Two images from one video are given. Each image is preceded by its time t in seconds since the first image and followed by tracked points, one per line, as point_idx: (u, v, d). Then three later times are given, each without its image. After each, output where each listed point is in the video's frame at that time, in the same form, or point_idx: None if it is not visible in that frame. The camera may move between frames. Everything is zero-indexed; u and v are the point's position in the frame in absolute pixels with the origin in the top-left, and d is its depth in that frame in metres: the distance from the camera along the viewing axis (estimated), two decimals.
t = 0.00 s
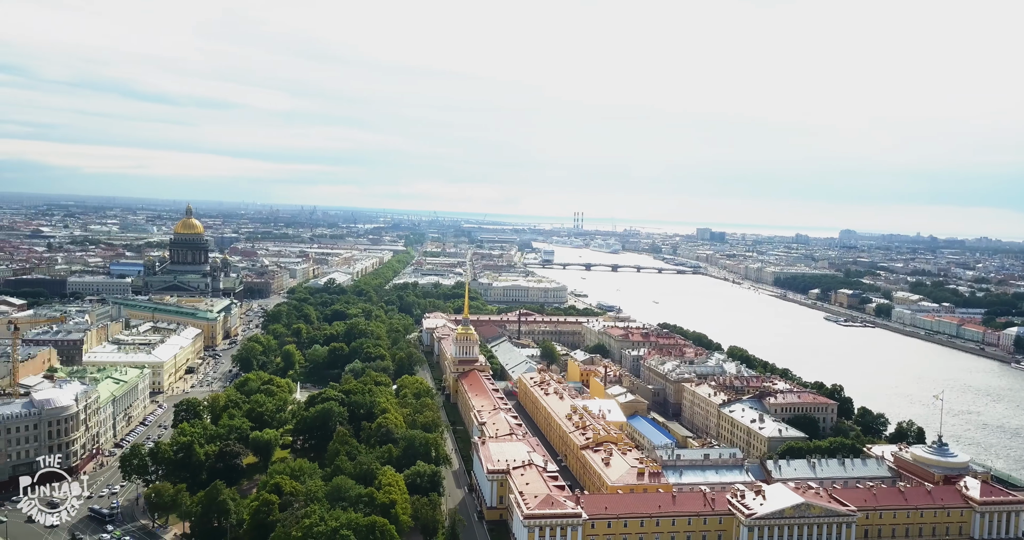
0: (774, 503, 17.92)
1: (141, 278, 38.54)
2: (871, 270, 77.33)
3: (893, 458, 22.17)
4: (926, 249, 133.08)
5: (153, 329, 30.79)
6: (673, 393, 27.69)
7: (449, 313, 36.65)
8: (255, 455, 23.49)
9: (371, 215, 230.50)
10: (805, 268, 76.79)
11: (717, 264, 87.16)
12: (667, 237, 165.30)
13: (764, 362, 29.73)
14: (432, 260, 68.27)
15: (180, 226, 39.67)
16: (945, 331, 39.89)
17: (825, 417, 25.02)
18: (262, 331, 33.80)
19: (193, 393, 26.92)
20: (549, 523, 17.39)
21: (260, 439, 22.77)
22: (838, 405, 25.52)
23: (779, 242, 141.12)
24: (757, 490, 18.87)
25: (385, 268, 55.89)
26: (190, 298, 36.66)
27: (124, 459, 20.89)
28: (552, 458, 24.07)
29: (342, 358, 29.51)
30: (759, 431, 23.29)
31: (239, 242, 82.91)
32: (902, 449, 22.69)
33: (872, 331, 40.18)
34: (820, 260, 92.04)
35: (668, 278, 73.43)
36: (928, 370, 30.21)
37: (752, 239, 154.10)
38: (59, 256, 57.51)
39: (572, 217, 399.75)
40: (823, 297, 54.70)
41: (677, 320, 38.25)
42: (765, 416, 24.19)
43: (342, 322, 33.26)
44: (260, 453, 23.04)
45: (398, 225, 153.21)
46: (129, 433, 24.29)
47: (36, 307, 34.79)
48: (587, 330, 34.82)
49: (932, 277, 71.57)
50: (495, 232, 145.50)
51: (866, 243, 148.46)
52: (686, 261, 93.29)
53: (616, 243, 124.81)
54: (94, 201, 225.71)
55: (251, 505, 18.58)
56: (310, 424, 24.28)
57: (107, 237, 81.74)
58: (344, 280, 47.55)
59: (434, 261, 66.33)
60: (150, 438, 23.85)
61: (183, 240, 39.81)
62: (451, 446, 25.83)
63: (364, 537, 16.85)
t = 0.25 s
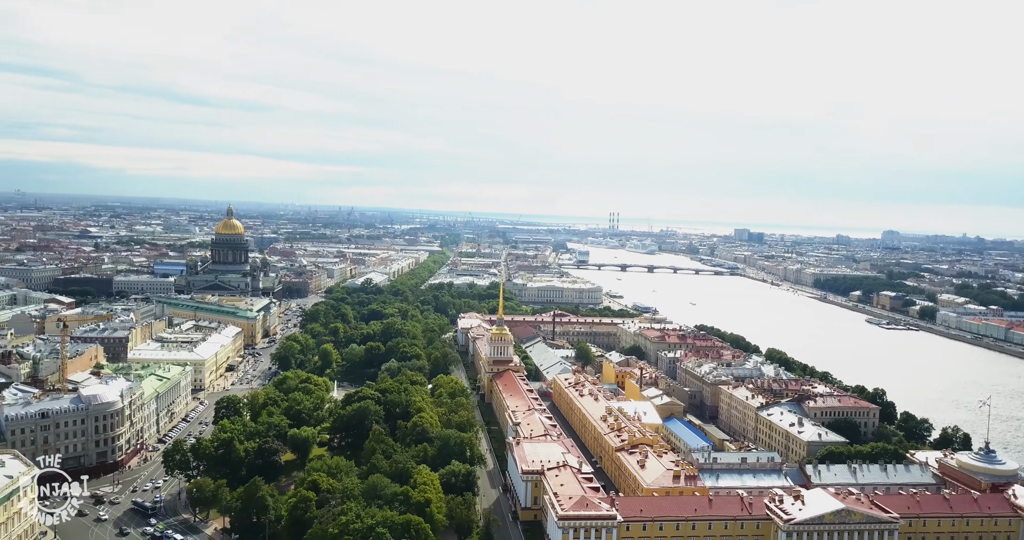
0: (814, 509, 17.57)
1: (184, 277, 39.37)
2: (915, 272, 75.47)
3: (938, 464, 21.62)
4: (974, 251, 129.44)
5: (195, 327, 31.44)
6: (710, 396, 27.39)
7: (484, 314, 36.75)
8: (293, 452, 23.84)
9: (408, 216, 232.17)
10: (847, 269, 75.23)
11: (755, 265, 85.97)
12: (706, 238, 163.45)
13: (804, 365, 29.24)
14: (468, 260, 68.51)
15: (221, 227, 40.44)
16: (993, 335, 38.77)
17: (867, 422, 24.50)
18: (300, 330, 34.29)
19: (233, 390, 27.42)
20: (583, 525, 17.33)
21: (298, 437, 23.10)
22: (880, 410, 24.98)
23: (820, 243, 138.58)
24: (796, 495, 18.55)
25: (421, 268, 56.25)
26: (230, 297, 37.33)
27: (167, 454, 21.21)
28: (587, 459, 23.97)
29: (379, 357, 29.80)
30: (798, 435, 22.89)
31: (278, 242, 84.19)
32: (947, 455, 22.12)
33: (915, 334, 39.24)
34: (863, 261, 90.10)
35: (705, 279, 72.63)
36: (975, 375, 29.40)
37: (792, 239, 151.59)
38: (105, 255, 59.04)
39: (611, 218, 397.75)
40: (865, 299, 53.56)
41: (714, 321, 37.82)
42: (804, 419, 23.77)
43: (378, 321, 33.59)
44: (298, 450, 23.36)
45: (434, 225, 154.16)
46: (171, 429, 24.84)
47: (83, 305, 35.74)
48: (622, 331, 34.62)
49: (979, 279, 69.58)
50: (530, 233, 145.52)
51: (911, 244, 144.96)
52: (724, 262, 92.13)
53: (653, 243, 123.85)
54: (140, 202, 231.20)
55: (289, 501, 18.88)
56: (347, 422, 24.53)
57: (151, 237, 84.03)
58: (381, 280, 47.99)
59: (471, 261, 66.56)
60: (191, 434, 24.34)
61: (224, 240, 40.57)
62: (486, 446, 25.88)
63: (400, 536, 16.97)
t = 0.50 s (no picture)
0: (855, 516, 17.13)
1: (226, 277, 40.13)
2: (961, 274, 73.45)
3: (985, 472, 21.01)
4: None
5: (235, 326, 32.03)
6: (748, 399, 27.00)
7: (519, 314, 36.76)
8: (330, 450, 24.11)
9: (446, 217, 233.40)
10: (890, 271, 73.52)
11: (795, 266, 84.58)
12: (744, 240, 161.23)
13: (845, 369, 28.70)
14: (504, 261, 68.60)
15: (261, 228, 41.13)
16: None
17: (910, 427, 23.93)
18: (337, 329, 34.70)
19: (272, 388, 27.85)
20: (618, 527, 17.22)
21: (336, 435, 23.30)
22: (924, 415, 24.36)
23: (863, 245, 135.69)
24: (836, 500, 18.21)
25: (457, 269, 56.47)
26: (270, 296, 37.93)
27: (208, 451, 21.76)
28: (622, 461, 23.80)
29: (415, 357, 30.01)
30: (839, 439, 22.44)
31: (316, 243, 85.28)
32: (995, 462, 21.49)
33: (961, 338, 38.21)
34: (907, 263, 87.96)
35: (744, 280, 71.70)
36: None
37: (834, 241, 148.77)
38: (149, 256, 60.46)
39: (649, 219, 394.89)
40: (909, 301, 52.32)
41: (752, 323, 37.30)
42: (845, 424, 23.30)
43: (415, 321, 33.83)
44: (335, 448, 23.62)
45: (471, 226, 154.82)
46: (212, 426, 25.33)
47: (128, 304, 36.63)
48: (659, 333, 34.34)
49: None
50: (566, 234, 145.15)
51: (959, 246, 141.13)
52: (763, 264, 90.73)
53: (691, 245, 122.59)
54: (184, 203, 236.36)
55: (326, 499, 19.08)
56: (383, 421, 24.72)
57: (194, 238, 85.87)
58: (417, 280, 48.33)
59: (507, 262, 66.63)
60: (232, 431, 24.80)
61: (264, 241, 41.25)
62: (520, 446, 25.89)
63: (435, 535, 17.07)
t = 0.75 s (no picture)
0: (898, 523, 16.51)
1: (265, 277, 40.80)
2: (1010, 276, 71.43)
3: None
4: None
5: (274, 325, 32.55)
6: (787, 402, 26.59)
7: (554, 315, 36.71)
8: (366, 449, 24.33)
9: (483, 218, 234.17)
10: (935, 272, 71.83)
11: (835, 267, 83.03)
12: (784, 241, 158.96)
13: (888, 373, 28.10)
14: (540, 261, 68.58)
15: (299, 228, 41.75)
16: None
17: (956, 433, 23.34)
18: (374, 328, 35.05)
19: (310, 386, 28.22)
20: (654, 530, 17.07)
21: (372, 433, 23.52)
22: (970, 421, 23.74)
23: (907, 246, 132.75)
24: (878, 507, 17.82)
25: (493, 269, 56.61)
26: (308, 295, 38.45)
27: (248, 447, 22.15)
28: (658, 464, 23.60)
29: (450, 356, 30.15)
30: (881, 445, 21.97)
31: (354, 243, 86.22)
32: None
33: (1009, 342, 37.17)
34: (953, 265, 85.83)
35: (782, 282, 70.63)
36: None
37: (876, 241, 145.81)
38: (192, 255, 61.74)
39: (687, 219, 391.31)
40: (954, 304, 51.04)
41: (792, 325, 36.73)
42: (887, 428, 22.80)
43: (450, 321, 34.00)
44: (371, 446, 23.83)
45: (507, 227, 155.15)
46: (252, 423, 25.76)
47: (171, 302, 37.46)
48: (695, 334, 34.01)
49: None
50: (602, 235, 144.61)
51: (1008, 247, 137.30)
52: (803, 264, 89.34)
53: (729, 245, 121.22)
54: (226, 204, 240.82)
55: (363, 497, 19.23)
56: (419, 420, 24.85)
57: (234, 238, 88.26)
58: (452, 280, 48.59)
59: (542, 262, 66.60)
60: (270, 428, 25.18)
61: (302, 241, 41.84)
62: (555, 447, 25.85)
63: (470, 534, 17.11)
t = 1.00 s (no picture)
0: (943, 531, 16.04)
1: (304, 276, 41.38)
2: None
3: None
4: None
5: (312, 324, 32.99)
6: (827, 406, 26.10)
7: (590, 316, 36.59)
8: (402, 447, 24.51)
9: (519, 218, 234.43)
10: (982, 274, 69.93)
11: (878, 268, 81.33)
12: (825, 242, 156.35)
13: (933, 377, 27.42)
14: (576, 262, 68.43)
15: (337, 228, 42.23)
16: None
17: (1004, 439, 22.66)
18: (410, 328, 35.32)
19: (347, 385, 28.55)
20: (690, 534, 16.89)
21: (408, 432, 23.70)
22: (1019, 427, 23.05)
23: (953, 247, 129.53)
24: (922, 514, 17.38)
25: (528, 269, 56.66)
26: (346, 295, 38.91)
27: (286, 444, 22.48)
28: (694, 466, 23.34)
29: (485, 356, 30.24)
30: (925, 450, 21.41)
31: (391, 243, 87.09)
32: None
33: None
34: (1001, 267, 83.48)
35: (823, 283, 69.31)
36: None
37: (921, 242, 142.59)
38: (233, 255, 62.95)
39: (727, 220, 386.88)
40: (1003, 307, 49.64)
41: (833, 328, 36.06)
42: (932, 434, 22.24)
43: (485, 321, 34.07)
44: (407, 445, 23.98)
45: (543, 227, 155.11)
46: (291, 420, 26.15)
47: (213, 301, 38.23)
48: (733, 336, 33.59)
49: None
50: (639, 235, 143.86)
51: None
52: (845, 266, 87.71)
53: (768, 246, 119.56)
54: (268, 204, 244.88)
55: (398, 495, 19.39)
56: (454, 420, 24.95)
57: (273, 238, 90.01)
58: (488, 281, 48.74)
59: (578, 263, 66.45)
60: (308, 426, 25.53)
61: (340, 241, 42.34)
62: (590, 448, 25.75)
63: (504, 534, 17.12)
